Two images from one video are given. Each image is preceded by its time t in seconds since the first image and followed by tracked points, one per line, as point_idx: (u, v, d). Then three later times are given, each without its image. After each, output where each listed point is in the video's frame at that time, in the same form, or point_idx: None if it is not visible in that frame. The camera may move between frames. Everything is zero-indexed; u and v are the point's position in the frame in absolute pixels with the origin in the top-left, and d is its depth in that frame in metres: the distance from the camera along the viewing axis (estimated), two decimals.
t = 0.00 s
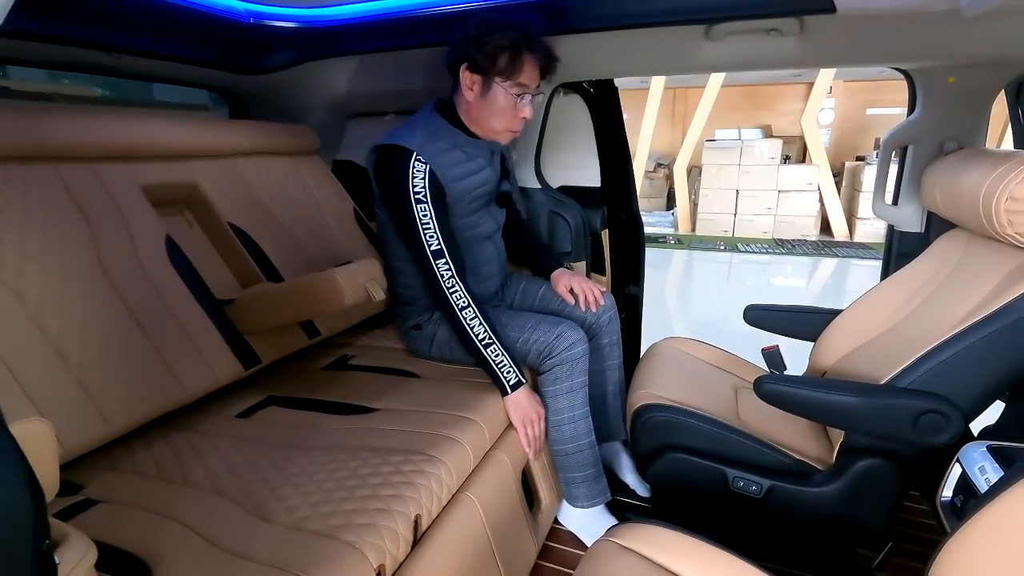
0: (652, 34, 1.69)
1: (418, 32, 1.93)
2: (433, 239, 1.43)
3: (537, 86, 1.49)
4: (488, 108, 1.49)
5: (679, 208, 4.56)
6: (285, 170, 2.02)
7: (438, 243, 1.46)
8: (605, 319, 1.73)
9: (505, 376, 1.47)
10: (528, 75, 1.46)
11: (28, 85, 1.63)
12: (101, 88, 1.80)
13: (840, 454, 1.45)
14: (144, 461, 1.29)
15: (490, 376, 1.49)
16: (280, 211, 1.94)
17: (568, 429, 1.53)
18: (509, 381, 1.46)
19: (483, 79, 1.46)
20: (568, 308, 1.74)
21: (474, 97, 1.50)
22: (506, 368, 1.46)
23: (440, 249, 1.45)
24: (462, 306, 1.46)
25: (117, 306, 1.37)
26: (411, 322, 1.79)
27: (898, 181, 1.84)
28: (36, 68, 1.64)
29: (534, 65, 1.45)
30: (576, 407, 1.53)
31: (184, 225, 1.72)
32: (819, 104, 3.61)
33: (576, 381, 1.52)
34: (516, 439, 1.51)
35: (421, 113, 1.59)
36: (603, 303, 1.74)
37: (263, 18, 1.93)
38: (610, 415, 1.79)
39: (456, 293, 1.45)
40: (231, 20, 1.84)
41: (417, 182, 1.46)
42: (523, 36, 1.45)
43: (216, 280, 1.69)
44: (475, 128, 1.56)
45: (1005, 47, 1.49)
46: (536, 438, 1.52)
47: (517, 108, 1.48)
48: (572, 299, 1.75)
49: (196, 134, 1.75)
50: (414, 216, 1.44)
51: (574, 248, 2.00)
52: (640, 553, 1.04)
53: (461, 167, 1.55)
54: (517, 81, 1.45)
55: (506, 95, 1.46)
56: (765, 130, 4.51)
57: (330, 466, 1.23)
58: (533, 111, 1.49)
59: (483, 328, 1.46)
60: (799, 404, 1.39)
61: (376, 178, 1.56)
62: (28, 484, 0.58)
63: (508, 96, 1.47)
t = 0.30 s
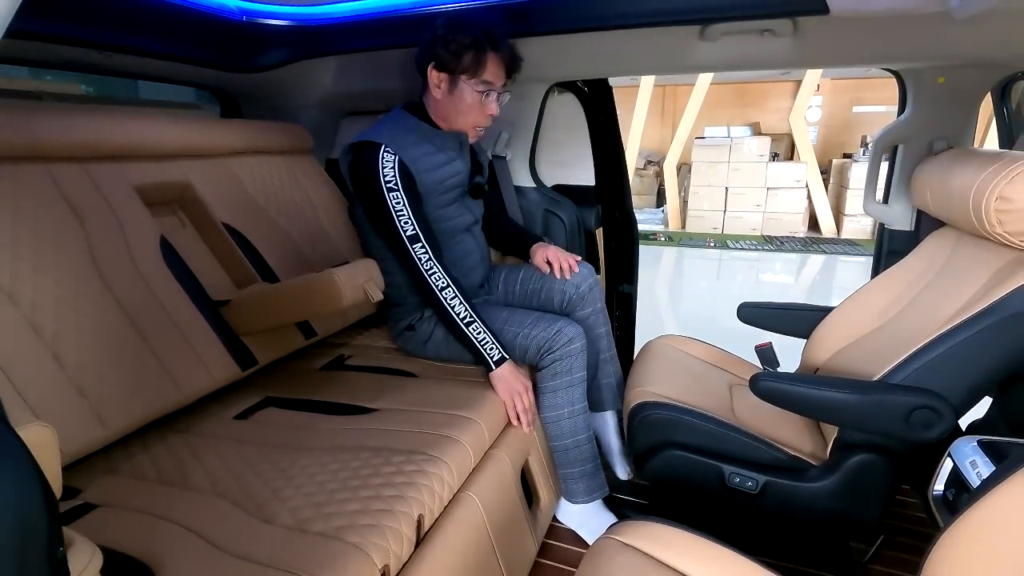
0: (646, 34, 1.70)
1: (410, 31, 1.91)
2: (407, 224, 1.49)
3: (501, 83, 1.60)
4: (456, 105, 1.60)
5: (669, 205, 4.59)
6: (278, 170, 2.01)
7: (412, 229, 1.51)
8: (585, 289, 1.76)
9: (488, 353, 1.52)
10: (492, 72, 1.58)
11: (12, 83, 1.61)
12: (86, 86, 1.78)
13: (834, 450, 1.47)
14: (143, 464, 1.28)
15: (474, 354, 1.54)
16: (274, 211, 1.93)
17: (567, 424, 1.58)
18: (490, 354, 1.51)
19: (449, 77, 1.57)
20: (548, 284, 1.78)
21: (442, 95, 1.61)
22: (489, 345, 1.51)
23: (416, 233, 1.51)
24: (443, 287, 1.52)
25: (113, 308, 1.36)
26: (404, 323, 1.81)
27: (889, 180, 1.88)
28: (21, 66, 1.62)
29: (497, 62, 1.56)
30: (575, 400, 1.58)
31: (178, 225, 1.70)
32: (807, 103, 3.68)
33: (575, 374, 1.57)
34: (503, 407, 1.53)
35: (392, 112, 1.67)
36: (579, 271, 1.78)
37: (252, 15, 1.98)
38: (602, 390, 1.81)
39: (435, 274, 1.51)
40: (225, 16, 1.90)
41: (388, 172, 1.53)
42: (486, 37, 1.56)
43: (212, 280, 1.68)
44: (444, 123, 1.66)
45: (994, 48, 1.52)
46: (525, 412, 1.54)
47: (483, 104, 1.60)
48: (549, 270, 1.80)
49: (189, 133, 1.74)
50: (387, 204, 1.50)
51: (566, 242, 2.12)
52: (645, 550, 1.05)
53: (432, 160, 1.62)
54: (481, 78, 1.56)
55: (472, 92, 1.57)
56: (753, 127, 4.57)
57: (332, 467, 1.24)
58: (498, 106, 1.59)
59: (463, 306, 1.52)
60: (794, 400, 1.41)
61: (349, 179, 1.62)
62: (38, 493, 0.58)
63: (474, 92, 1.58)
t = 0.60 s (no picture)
0: (642, 33, 1.71)
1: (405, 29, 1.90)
2: (385, 206, 1.54)
3: (478, 93, 1.68)
4: (432, 108, 1.68)
5: (660, 203, 4.63)
6: (273, 168, 2.01)
7: (391, 212, 1.56)
8: (560, 244, 1.74)
9: (467, 331, 1.54)
10: (470, 83, 1.65)
11: None
12: (72, 85, 1.77)
13: (828, 445, 1.49)
14: (140, 466, 1.27)
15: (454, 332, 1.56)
16: (268, 210, 1.92)
17: (564, 421, 1.59)
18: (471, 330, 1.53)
19: (428, 82, 1.64)
20: (529, 247, 1.77)
21: (421, 96, 1.68)
22: (468, 323, 1.53)
23: (395, 216, 1.55)
24: (423, 265, 1.55)
25: (108, 309, 1.36)
26: (399, 322, 1.81)
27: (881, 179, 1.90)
28: (5, 63, 1.59)
29: (476, 74, 1.64)
30: (574, 397, 1.59)
31: (172, 225, 1.69)
32: (795, 102, 3.75)
33: (572, 370, 1.58)
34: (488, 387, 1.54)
35: (370, 111, 1.76)
36: (552, 228, 1.77)
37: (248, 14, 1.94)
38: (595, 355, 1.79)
39: (414, 253, 1.54)
40: (219, 16, 1.86)
41: (365, 159, 1.58)
42: (468, 47, 1.63)
43: (207, 281, 1.67)
44: (421, 121, 1.74)
45: (986, 49, 1.55)
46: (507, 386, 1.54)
47: (458, 111, 1.67)
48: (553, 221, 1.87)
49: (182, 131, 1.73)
50: (366, 189, 1.55)
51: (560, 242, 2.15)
52: (646, 548, 1.06)
53: (408, 152, 1.71)
54: (459, 86, 1.63)
55: (449, 99, 1.65)
56: (744, 125, 4.62)
57: (332, 467, 1.24)
58: (472, 114, 1.68)
59: (443, 284, 1.54)
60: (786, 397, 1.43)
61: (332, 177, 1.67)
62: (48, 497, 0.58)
63: (451, 98, 1.65)
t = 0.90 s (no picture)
0: (634, 32, 1.72)
1: (396, 27, 1.90)
2: (369, 197, 1.56)
3: (457, 96, 1.74)
4: (413, 111, 1.73)
5: (651, 201, 4.66)
6: (264, 168, 2.00)
7: (376, 202, 1.58)
8: (529, 215, 1.74)
9: (455, 316, 1.55)
10: (449, 86, 1.71)
11: None
12: (55, 80, 1.74)
13: (817, 440, 1.51)
14: (133, 468, 1.27)
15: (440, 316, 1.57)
16: (259, 209, 1.92)
17: (557, 414, 1.61)
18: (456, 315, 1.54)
19: (409, 86, 1.70)
20: (504, 224, 1.77)
21: (401, 100, 1.73)
22: (455, 306, 1.54)
23: (381, 206, 1.57)
24: (410, 251, 1.56)
25: (98, 311, 1.35)
26: (391, 320, 1.82)
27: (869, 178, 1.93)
28: None
29: (455, 78, 1.70)
30: (565, 391, 1.61)
31: (162, 225, 1.69)
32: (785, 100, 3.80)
33: (563, 364, 1.60)
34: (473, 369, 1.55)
35: (352, 113, 1.82)
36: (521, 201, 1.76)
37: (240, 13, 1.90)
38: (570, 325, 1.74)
39: (400, 241, 1.56)
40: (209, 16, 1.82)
41: (349, 155, 1.61)
42: (447, 52, 1.69)
43: (199, 281, 1.67)
44: (401, 125, 1.79)
45: (972, 50, 1.57)
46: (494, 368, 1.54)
47: (438, 113, 1.73)
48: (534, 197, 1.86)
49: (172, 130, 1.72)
50: (350, 182, 1.58)
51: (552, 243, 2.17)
52: (642, 545, 1.07)
53: (391, 150, 1.77)
54: (438, 89, 1.69)
55: (429, 102, 1.70)
56: (734, 123, 4.68)
57: (327, 467, 1.24)
58: (452, 116, 1.73)
59: (429, 269, 1.56)
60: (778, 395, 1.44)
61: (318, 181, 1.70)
62: (45, 500, 0.58)
63: (431, 101, 1.71)
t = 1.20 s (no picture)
0: (626, 33, 1.73)
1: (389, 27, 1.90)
2: (342, 190, 1.61)
3: (423, 94, 1.81)
4: (382, 112, 1.79)
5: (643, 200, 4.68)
6: (255, 167, 2.00)
7: (350, 194, 1.63)
8: (560, 250, 1.77)
9: (439, 292, 1.58)
10: (414, 84, 1.79)
11: None
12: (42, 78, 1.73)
13: (808, 438, 1.52)
14: (124, 470, 1.27)
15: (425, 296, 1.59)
16: (250, 209, 1.91)
17: (550, 410, 1.61)
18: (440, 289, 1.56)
19: (375, 87, 1.77)
20: (530, 252, 1.80)
21: (369, 103, 1.80)
22: (436, 282, 1.57)
23: (354, 198, 1.62)
24: (387, 235, 1.60)
25: (88, 312, 1.34)
26: (382, 319, 1.83)
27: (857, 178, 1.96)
28: None
29: (419, 75, 1.78)
30: (557, 387, 1.62)
31: (152, 226, 1.68)
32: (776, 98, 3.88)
33: (556, 360, 1.61)
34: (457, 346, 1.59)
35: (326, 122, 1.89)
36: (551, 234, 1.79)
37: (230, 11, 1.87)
38: (649, 337, 1.66)
39: (376, 227, 1.60)
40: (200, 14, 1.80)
41: (321, 155, 1.68)
42: (409, 53, 1.78)
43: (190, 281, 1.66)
44: (373, 129, 1.85)
45: (959, 51, 1.60)
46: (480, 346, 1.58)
47: (407, 112, 1.79)
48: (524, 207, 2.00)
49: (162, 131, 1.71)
50: (324, 179, 1.63)
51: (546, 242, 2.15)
52: (636, 543, 1.08)
53: (363, 150, 1.83)
54: (404, 88, 1.77)
55: (396, 100, 1.77)
56: (724, 122, 4.74)
57: (320, 468, 1.24)
58: (420, 114, 1.80)
59: (407, 249, 1.59)
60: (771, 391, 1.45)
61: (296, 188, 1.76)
62: (39, 502, 0.58)
63: (399, 101, 1.78)
